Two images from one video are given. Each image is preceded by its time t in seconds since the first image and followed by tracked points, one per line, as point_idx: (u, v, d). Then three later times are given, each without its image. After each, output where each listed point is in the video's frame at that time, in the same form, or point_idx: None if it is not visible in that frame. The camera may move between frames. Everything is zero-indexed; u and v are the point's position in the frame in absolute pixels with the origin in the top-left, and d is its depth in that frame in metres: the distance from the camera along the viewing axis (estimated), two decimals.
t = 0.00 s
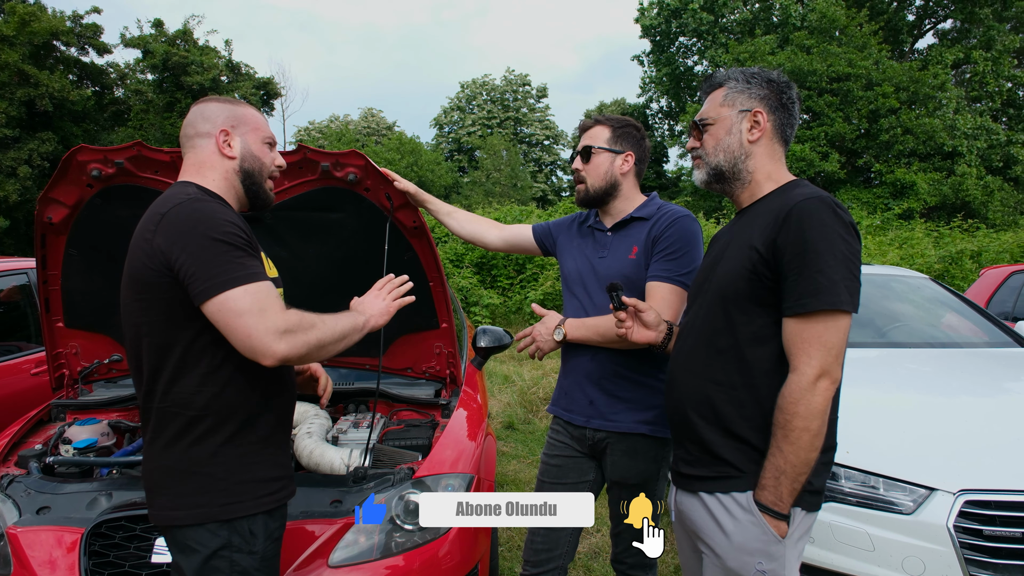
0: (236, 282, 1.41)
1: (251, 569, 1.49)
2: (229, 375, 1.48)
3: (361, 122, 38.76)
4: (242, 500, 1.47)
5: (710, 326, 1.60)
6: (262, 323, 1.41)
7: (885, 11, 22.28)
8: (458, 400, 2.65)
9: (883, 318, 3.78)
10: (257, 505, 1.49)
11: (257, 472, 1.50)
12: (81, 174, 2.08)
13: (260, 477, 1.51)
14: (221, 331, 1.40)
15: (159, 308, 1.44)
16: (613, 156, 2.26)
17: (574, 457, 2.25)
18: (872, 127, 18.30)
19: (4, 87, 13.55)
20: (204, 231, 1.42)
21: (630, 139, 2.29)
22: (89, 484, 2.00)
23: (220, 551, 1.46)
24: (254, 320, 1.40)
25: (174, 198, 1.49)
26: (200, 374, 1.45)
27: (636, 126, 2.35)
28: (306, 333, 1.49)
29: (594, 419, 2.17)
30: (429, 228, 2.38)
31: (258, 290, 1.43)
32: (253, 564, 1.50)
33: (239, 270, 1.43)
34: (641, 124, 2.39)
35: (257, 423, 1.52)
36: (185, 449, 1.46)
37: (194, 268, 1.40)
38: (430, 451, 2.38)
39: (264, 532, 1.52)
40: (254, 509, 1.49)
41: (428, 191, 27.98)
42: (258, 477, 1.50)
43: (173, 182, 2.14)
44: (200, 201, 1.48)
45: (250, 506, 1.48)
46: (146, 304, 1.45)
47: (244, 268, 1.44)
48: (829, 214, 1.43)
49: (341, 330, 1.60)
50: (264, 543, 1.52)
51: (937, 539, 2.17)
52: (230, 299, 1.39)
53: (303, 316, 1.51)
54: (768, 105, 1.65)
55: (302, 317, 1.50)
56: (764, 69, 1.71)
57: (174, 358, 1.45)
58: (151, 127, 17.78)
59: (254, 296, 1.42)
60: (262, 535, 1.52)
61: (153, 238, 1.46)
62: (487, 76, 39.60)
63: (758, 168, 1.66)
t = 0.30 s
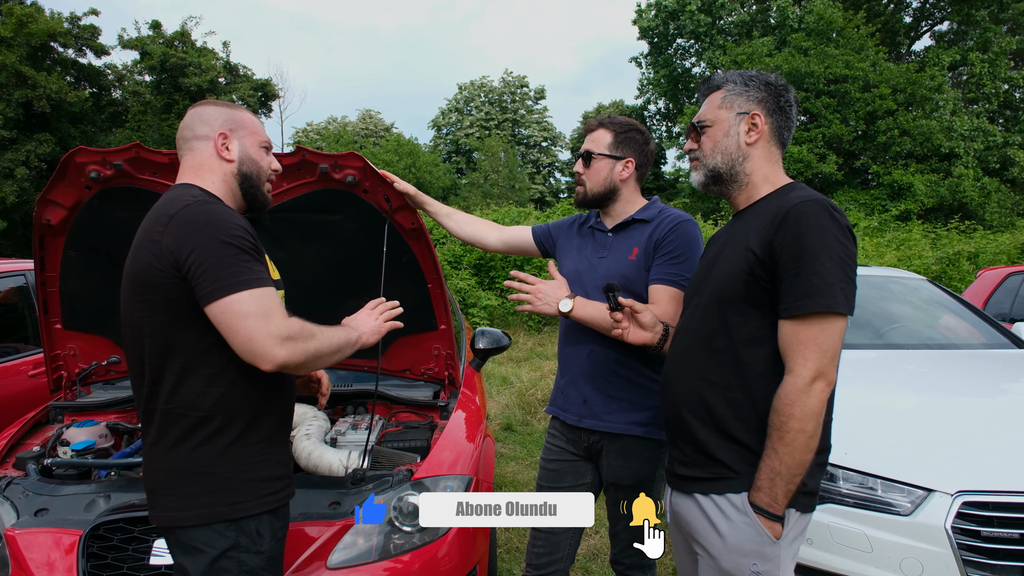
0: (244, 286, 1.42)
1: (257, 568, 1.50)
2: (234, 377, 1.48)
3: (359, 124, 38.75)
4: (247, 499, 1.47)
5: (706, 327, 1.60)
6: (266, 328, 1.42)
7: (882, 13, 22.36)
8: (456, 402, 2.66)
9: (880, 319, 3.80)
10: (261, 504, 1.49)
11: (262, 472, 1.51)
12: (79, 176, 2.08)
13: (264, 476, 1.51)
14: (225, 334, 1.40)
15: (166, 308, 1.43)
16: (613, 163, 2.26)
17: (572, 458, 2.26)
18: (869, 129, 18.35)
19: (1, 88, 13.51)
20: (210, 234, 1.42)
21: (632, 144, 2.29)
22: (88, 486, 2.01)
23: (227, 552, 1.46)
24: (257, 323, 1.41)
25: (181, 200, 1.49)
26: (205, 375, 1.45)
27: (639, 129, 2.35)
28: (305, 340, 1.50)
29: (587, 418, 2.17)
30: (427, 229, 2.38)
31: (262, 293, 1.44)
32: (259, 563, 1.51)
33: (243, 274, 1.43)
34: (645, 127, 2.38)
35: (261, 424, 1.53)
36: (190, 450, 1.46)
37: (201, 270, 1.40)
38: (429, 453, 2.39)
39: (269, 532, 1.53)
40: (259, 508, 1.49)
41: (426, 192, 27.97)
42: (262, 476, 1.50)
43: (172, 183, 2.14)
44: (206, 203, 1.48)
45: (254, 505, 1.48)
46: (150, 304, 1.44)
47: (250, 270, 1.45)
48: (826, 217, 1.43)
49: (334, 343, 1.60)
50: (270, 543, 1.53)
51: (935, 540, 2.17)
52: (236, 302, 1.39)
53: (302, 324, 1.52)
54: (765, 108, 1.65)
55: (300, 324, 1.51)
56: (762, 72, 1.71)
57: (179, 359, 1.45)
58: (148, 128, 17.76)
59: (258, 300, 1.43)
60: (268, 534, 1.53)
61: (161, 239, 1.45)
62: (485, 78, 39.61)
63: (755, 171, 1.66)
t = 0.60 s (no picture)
0: (248, 289, 1.42)
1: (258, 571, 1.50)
2: (238, 380, 1.48)
3: (359, 126, 38.80)
4: (252, 501, 1.48)
5: (703, 330, 1.60)
6: (272, 332, 1.43)
7: (880, 15, 22.43)
8: (455, 404, 2.65)
9: (879, 321, 3.80)
10: (265, 505, 1.50)
11: (264, 473, 1.51)
12: (78, 179, 2.08)
13: (266, 477, 1.51)
14: (230, 338, 1.41)
15: (172, 311, 1.43)
16: (607, 165, 2.27)
17: (572, 462, 2.25)
18: (868, 131, 18.38)
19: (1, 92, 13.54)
20: (218, 240, 1.43)
21: (624, 146, 2.30)
22: (86, 490, 2.00)
23: (230, 554, 1.46)
24: (258, 324, 1.41)
25: (187, 204, 1.49)
26: (206, 378, 1.45)
27: (631, 131, 2.36)
28: (306, 343, 1.51)
29: (586, 423, 2.17)
30: (426, 232, 2.39)
31: (262, 295, 1.44)
32: (256, 566, 1.50)
33: (250, 278, 1.43)
34: (637, 128, 2.40)
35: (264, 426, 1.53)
36: (193, 452, 1.45)
37: (202, 272, 1.40)
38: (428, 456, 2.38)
39: (270, 534, 1.54)
40: (263, 509, 1.50)
41: (426, 195, 28.00)
42: (265, 478, 1.51)
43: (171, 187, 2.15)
44: (211, 208, 1.49)
45: (260, 507, 1.49)
46: (151, 305, 1.43)
47: (251, 273, 1.45)
48: (822, 220, 1.44)
49: (336, 348, 1.61)
50: (271, 545, 1.53)
51: (934, 543, 2.17)
52: (241, 305, 1.40)
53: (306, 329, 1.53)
54: (761, 111, 1.66)
55: (300, 326, 1.51)
56: (758, 75, 1.72)
57: (185, 363, 1.44)
58: (147, 132, 17.80)
59: (259, 301, 1.43)
60: (269, 536, 1.53)
61: (170, 242, 1.45)
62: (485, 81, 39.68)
63: (752, 174, 1.67)
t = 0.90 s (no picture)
0: (251, 292, 1.43)
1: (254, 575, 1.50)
2: (232, 380, 1.48)
3: (362, 130, 38.91)
4: (240, 504, 1.47)
5: (705, 333, 1.59)
6: (271, 333, 1.43)
7: (884, 18, 22.39)
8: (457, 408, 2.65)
9: (883, 325, 3.77)
10: (254, 508, 1.48)
11: (255, 476, 1.50)
12: (79, 184, 2.09)
13: (258, 480, 1.50)
14: (229, 338, 1.41)
15: (170, 311, 1.43)
16: (594, 166, 2.27)
17: (575, 466, 2.24)
18: (872, 134, 18.34)
19: (7, 97, 13.60)
20: (217, 241, 1.43)
21: (612, 147, 2.30)
22: (86, 494, 2.00)
23: (218, 558, 1.45)
24: (262, 328, 1.42)
25: (187, 204, 1.49)
26: (203, 379, 1.45)
27: (618, 133, 2.36)
28: (305, 348, 1.52)
29: (590, 428, 2.16)
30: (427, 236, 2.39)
31: (265, 299, 1.45)
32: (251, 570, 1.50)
33: (248, 280, 1.44)
34: (624, 130, 2.39)
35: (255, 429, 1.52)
36: (184, 452, 1.45)
37: (206, 274, 1.41)
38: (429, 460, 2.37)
39: (259, 539, 1.52)
40: (251, 512, 1.48)
41: (429, 198, 28.04)
42: (256, 481, 1.50)
43: (171, 189, 2.14)
44: (212, 209, 1.49)
45: (246, 510, 1.47)
46: (151, 306, 1.43)
47: (252, 276, 1.45)
48: (827, 223, 1.42)
49: (326, 354, 1.62)
50: (259, 549, 1.52)
51: (939, 548, 2.15)
52: (244, 307, 1.41)
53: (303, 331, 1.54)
54: (763, 113, 1.65)
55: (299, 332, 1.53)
56: (759, 77, 1.71)
57: (179, 362, 1.44)
58: (152, 136, 17.87)
59: (262, 305, 1.44)
60: (259, 540, 1.52)
61: (167, 242, 1.45)
62: (488, 84, 39.76)
63: (754, 176, 1.65)
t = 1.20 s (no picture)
0: (266, 288, 1.46)
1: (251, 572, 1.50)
2: (240, 377, 1.49)
3: (365, 129, 38.95)
4: (243, 501, 1.48)
5: (707, 333, 1.58)
6: (297, 328, 1.50)
7: (888, 17, 22.34)
8: (459, 407, 2.64)
9: (886, 325, 3.76)
10: (255, 506, 1.49)
11: (256, 474, 1.51)
12: (81, 183, 2.09)
13: (258, 478, 1.51)
14: (255, 333, 1.45)
15: (181, 309, 1.43)
16: (592, 166, 2.26)
17: (577, 466, 2.24)
18: (875, 133, 18.30)
19: (10, 97, 13.65)
20: (231, 240, 1.45)
21: (609, 146, 2.29)
22: (88, 492, 2.00)
23: (219, 556, 1.46)
24: (289, 322, 1.47)
25: (197, 204, 1.50)
26: (210, 376, 1.45)
27: (615, 130, 2.34)
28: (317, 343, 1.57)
29: (592, 427, 2.15)
30: (428, 234, 2.39)
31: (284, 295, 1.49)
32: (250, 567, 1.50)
33: (262, 279, 1.46)
34: (621, 127, 2.38)
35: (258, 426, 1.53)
36: (189, 450, 1.45)
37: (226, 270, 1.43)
38: (430, 459, 2.37)
39: (259, 536, 1.53)
40: (254, 509, 1.49)
41: (431, 198, 28.03)
42: (256, 479, 1.51)
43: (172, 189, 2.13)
44: (222, 209, 1.50)
45: (250, 506, 1.48)
46: (161, 305, 1.43)
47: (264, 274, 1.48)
48: (830, 222, 1.42)
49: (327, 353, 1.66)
50: (260, 546, 1.52)
51: (942, 549, 2.14)
52: (266, 303, 1.44)
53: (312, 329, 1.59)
54: (767, 111, 1.64)
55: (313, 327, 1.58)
56: (762, 75, 1.70)
57: (188, 360, 1.44)
58: (155, 136, 17.90)
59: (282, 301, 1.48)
60: (258, 538, 1.52)
61: (176, 239, 1.45)
62: (491, 83, 39.76)
63: (757, 176, 1.65)
